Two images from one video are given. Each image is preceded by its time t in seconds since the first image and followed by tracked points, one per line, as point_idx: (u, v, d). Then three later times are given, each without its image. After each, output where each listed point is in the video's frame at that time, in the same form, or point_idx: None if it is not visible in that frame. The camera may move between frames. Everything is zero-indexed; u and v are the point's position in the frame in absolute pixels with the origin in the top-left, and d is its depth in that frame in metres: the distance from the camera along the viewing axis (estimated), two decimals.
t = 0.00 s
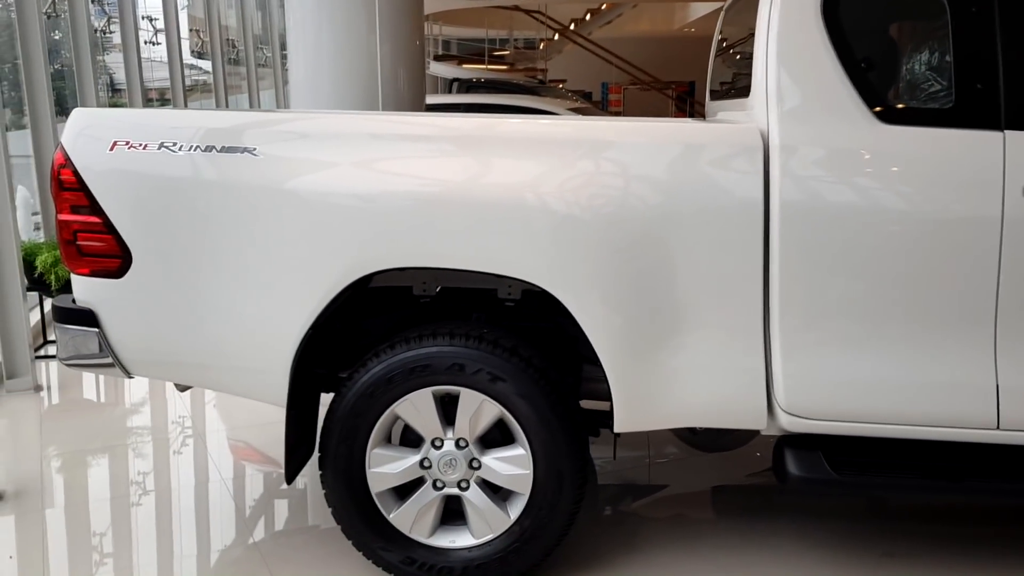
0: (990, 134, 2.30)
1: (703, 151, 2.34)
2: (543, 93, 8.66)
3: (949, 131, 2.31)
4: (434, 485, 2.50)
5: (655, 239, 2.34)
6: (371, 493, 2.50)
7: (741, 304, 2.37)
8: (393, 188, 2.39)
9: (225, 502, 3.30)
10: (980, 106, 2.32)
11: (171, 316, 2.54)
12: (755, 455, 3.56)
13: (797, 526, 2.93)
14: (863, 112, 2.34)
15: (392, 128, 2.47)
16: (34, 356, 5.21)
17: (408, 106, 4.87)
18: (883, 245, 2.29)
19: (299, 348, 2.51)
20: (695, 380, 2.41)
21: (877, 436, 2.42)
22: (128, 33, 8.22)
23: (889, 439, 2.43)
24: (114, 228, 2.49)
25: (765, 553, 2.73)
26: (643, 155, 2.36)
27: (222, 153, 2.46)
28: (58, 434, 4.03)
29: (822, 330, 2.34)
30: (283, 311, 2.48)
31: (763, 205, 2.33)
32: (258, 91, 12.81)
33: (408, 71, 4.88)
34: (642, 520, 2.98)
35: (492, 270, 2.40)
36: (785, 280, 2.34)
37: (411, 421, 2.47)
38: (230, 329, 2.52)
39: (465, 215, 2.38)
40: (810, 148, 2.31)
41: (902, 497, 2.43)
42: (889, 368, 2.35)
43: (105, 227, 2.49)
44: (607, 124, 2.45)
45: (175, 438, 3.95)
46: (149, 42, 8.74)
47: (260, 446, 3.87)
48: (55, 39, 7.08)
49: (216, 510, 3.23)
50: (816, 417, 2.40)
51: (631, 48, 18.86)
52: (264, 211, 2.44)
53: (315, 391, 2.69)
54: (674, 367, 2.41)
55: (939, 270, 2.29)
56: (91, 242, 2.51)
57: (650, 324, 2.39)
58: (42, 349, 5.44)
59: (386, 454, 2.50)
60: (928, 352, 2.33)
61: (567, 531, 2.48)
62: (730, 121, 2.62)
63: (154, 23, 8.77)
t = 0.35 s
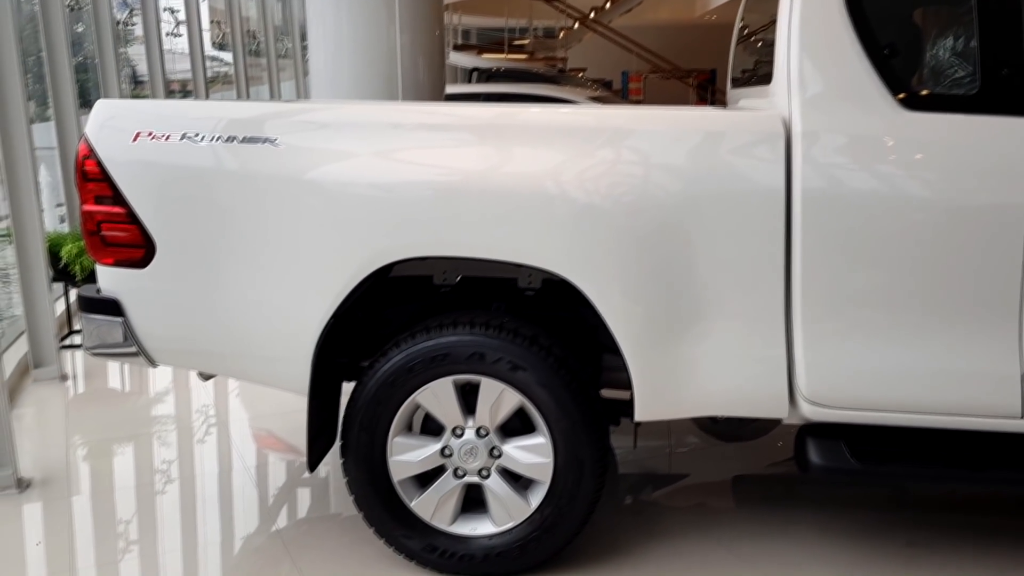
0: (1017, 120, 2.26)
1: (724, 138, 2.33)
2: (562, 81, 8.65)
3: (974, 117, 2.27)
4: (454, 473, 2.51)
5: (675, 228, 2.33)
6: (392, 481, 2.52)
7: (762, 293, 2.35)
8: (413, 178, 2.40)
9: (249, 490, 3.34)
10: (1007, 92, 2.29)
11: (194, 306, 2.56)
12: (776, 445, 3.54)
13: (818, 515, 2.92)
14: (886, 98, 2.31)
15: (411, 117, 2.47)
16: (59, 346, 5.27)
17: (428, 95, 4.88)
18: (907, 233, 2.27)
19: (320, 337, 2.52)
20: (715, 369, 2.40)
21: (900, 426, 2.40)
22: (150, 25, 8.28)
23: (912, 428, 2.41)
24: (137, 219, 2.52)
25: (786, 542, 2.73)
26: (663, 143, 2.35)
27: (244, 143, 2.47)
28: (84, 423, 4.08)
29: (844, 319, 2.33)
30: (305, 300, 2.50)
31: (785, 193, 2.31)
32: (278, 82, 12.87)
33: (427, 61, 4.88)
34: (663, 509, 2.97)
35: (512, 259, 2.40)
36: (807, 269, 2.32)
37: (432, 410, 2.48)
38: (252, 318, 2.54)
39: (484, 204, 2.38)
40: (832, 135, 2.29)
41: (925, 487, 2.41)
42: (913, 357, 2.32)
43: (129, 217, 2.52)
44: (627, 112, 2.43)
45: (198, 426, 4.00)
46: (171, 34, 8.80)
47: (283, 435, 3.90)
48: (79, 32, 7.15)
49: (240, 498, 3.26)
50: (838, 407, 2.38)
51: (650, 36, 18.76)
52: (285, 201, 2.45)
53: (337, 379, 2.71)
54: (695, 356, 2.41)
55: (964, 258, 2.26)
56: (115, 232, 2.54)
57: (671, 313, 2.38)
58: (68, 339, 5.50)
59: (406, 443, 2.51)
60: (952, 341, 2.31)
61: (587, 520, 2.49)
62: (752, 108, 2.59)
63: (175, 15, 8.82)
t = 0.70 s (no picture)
0: None
1: (731, 115, 2.31)
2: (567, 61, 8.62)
3: (984, 93, 2.25)
4: (462, 452, 2.52)
5: (682, 206, 2.32)
6: (400, 460, 2.53)
7: (769, 271, 2.35)
8: (419, 157, 2.39)
9: (258, 471, 3.36)
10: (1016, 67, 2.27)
11: (201, 286, 2.57)
12: (784, 424, 3.55)
13: (825, 493, 2.92)
14: (894, 74, 2.28)
15: (416, 97, 2.46)
16: (69, 328, 5.31)
17: (433, 76, 4.87)
18: (915, 209, 2.25)
19: (327, 318, 2.53)
20: (722, 347, 2.40)
21: (907, 403, 2.40)
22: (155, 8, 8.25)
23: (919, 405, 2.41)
24: (143, 200, 2.52)
25: (793, 520, 2.74)
26: (669, 121, 2.33)
27: (249, 124, 2.47)
28: (94, 405, 4.11)
29: (852, 296, 2.32)
30: (311, 281, 2.50)
31: (792, 170, 2.30)
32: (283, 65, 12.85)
33: (432, 41, 4.87)
34: (670, 487, 2.98)
35: (518, 238, 2.40)
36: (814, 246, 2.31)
37: (439, 389, 2.49)
38: (259, 299, 2.55)
39: (490, 183, 2.37)
40: (840, 111, 2.27)
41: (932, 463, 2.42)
42: (920, 334, 2.32)
43: (135, 199, 2.53)
44: (633, 89, 2.42)
45: (207, 408, 4.02)
46: (175, 16, 8.78)
47: (291, 416, 3.92)
48: (83, 15, 7.13)
49: (249, 479, 3.28)
50: (845, 384, 2.38)
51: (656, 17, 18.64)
52: (291, 181, 2.45)
53: (344, 360, 2.71)
54: (702, 334, 2.40)
55: (972, 234, 2.25)
56: (122, 214, 2.54)
57: (677, 291, 2.38)
58: (76, 322, 5.53)
59: (414, 422, 2.52)
60: (960, 318, 2.30)
61: (594, 498, 2.50)
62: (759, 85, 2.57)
63: None
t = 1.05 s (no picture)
0: None
1: (734, 89, 2.29)
2: (570, 37, 8.59)
3: (990, 65, 2.23)
4: (465, 427, 2.53)
5: (685, 180, 2.31)
6: (404, 435, 2.54)
7: (772, 245, 2.34)
8: (420, 132, 2.38)
9: (263, 446, 3.38)
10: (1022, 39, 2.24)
11: (204, 262, 2.57)
12: (787, 400, 3.55)
13: (827, 467, 2.94)
14: (899, 46, 2.26)
15: (417, 70, 2.44)
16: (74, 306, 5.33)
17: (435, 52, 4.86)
18: (920, 182, 2.24)
19: (330, 293, 2.53)
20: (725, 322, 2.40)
21: (909, 376, 2.40)
22: None
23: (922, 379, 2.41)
24: (145, 176, 2.52)
25: (796, 495, 2.75)
26: (673, 94, 2.32)
27: (250, 98, 2.46)
28: (99, 382, 4.13)
29: (855, 270, 2.31)
30: (315, 257, 2.50)
31: (796, 143, 2.29)
32: (285, 44, 12.80)
33: (434, 16, 4.85)
34: (673, 463, 3.00)
35: (520, 212, 2.39)
36: (818, 220, 2.30)
37: (442, 364, 2.49)
38: (263, 275, 2.55)
39: (492, 158, 2.36)
40: (845, 84, 2.25)
41: (934, 437, 2.42)
42: (924, 308, 2.31)
43: (137, 174, 2.52)
44: (636, 62, 2.40)
45: (212, 385, 4.04)
46: None
47: (296, 393, 3.94)
48: None
49: (255, 455, 3.31)
50: (848, 358, 2.38)
51: None
52: (293, 156, 2.45)
53: (347, 335, 2.72)
54: (704, 309, 2.40)
55: (976, 207, 2.24)
56: (124, 189, 2.54)
57: (680, 265, 2.37)
58: (81, 300, 5.55)
59: (417, 397, 2.53)
60: (963, 291, 2.29)
61: (597, 472, 2.51)
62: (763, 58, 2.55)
63: None
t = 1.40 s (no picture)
0: None
1: (736, 63, 2.28)
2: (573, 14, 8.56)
3: (993, 39, 2.22)
4: (466, 402, 2.53)
5: (686, 155, 2.31)
6: (405, 410, 2.55)
7: (773, 220, 2.34)
8: (420, 107, 2.38)
9: (266, 423, 3.40)
10: None
11: (205, 237, 2.57)
12: (788, 377, 3.57)
13: (827, 443, 2.95)
14: (902, 21, 2.24)
15: (417, 44, 2.43)
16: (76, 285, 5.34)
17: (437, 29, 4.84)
18: (922, 157, 2.23)
19: (331, 269, 2.54)
20: (725, 297, 2.40)
21: (909, 351, 2.40)
22: None
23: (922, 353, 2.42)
24: (146, 151, 2.52)
25: (795, 470, 2.76)
26: (674, 68, 2.31)
27: (251, 73, 2.45)
28: (102, 360, 4.14)
29: (857, 244, 2.31)
30: (316, 232, 2.51)
31: (798, 118, 2.28)
32: (286, 23, 12.74)
33: None
34: (675, 439, 3.00)
35: (521, 188, 2.39)
36: (819, 195, 2.29)
37: (443, 339, 2.50)
38: (263, 251, 2.55)
39: (492, 133, 2.35)
40: (847, 58, 2.23)
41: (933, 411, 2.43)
42: (925, 283, 2.31)
43: (138, 149, 2.52)
44: (637, 36, 2.39)
45: (215, 363, 4.05)
46: None
47: (298, 371, 3.96)
48: None
49: (257, 431, 3.33)
50: (848, 333, 2.38)
51: None
52: (293, 131, 2.44)
53: (348, 311, 2.73)
54: (705, 284, 2.40)
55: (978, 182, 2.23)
56: (125, 164, 2.54)
57: (681, 241, 2.37)
58: (84, 278, 5.57)
59: (418, 372, 2.54)
60: (964, 266, 2.29)
61: (597, 446, 2.52)
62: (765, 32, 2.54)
63: None
